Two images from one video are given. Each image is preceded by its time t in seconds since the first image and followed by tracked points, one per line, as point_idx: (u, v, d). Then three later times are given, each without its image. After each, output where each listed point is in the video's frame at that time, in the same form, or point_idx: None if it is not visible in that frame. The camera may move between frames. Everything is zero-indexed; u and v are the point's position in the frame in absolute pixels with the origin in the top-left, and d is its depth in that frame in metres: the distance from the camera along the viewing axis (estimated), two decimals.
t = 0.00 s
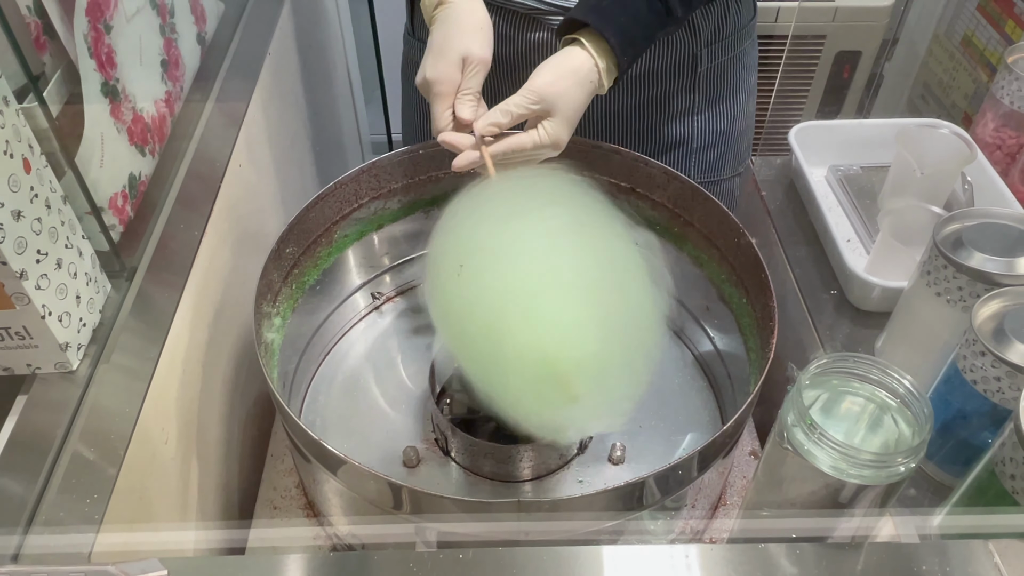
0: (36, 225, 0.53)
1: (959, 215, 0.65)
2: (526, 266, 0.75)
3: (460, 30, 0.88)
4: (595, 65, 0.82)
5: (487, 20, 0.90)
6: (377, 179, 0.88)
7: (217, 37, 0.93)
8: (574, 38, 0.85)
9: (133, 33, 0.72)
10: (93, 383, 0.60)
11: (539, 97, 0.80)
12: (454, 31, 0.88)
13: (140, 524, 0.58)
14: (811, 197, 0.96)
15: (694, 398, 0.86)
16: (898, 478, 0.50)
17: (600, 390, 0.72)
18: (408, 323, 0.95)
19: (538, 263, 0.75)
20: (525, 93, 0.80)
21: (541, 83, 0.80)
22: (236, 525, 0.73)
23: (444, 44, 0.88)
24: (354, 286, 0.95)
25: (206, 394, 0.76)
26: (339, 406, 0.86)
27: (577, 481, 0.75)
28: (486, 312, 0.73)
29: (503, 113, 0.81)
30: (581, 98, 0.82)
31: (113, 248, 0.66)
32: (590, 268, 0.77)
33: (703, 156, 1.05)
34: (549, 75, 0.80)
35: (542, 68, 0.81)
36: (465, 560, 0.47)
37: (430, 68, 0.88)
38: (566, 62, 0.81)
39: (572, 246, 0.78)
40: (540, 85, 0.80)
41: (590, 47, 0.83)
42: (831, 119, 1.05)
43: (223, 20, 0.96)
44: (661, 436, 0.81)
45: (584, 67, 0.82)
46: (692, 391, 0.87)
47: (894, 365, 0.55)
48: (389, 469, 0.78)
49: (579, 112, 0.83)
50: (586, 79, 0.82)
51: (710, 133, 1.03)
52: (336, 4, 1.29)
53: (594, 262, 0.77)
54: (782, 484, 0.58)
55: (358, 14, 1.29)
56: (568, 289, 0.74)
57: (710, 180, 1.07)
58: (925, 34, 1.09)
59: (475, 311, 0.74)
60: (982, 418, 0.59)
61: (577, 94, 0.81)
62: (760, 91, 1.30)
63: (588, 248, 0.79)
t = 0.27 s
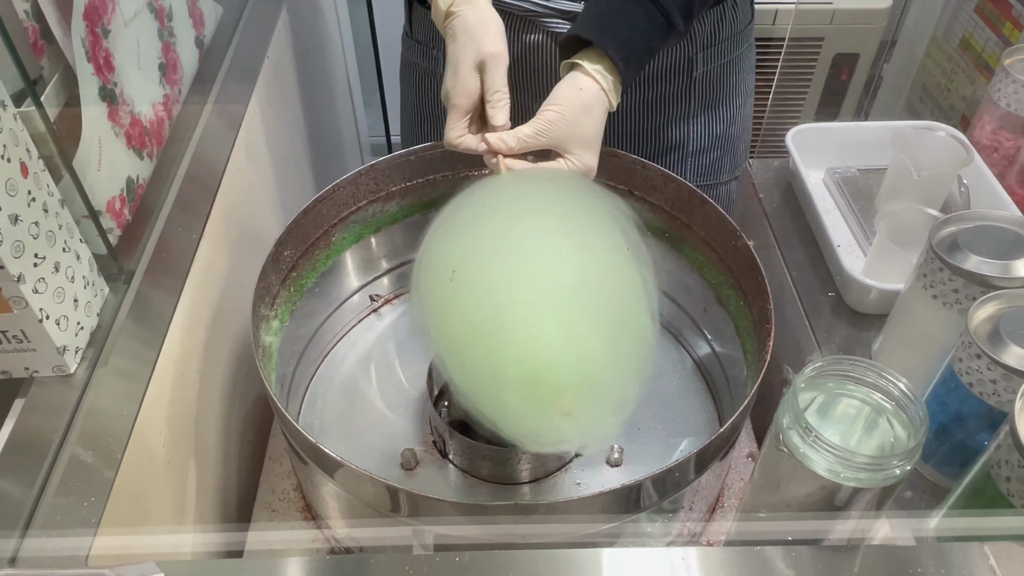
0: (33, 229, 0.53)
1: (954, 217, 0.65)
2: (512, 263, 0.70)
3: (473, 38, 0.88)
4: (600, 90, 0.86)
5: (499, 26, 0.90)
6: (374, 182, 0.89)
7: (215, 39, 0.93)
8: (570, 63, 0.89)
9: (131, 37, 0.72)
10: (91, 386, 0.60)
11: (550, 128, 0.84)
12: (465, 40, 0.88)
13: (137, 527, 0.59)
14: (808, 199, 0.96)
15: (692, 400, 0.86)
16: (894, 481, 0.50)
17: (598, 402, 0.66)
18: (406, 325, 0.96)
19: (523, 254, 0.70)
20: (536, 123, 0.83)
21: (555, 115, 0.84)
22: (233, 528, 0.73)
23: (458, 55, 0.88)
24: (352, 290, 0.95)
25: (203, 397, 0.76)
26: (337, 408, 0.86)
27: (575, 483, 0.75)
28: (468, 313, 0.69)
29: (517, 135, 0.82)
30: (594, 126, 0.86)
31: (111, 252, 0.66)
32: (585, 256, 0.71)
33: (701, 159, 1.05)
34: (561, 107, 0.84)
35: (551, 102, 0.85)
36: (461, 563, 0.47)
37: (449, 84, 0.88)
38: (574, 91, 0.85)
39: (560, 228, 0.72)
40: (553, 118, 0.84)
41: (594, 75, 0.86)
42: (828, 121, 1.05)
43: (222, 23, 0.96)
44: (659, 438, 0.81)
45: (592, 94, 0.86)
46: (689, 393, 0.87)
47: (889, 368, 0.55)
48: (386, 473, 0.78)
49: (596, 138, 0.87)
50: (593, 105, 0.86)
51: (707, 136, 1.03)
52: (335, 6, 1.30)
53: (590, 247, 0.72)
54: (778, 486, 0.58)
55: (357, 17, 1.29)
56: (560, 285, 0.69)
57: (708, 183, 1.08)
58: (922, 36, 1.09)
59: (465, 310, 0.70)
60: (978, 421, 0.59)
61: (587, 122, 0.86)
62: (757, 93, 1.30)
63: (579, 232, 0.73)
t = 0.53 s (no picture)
0: (29, 231, 0.53)
1: (952, 219, 0.65)
2: (513, 287, 0.73)
3: (472, 62, 0.88)
4: (617, 93, 0.86)
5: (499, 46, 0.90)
6: (372, 184, 0.88)
7: (213, 42, 0.93)
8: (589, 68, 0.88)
9: (128, 40, 0.72)
10: (87, 389, 0.60)
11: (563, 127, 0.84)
12: (464, 66, 0.89)
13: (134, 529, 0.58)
14: (805, 201, 0.96)
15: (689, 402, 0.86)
16: (891, 483, 0.50)
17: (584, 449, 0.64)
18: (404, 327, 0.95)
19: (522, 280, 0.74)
20: (552, 123, 0.84)
21: (569, 112, 0.84)
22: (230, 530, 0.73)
23: (458, 77, 0.89)
24: (349, 291, 0.95)
25: (200, 399, 0.76)
26: (335, 411, 0.86)
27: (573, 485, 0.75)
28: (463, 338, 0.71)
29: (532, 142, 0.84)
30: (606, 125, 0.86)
31: (108, 254, 0.66)
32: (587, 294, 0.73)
33: (699, 161, 1.05)
34: (577, 104, 0.84)
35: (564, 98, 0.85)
36: (456, 565, 0.47)
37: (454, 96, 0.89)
38: (590, 93, 0.84)
39: (567, 267, 0.75)
40: (565, 115, 0.84)
41: (611, 77, 0.86)
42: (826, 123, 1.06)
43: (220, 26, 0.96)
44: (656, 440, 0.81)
45: (608, 96, 0.85)
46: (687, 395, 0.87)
47: (885, 370, 0.55)
48: (384, 475, 0.78)
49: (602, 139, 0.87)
50: (609, 107, 0.85)
51: (705, 138, 1.04)
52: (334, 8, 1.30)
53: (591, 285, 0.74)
54: (775, 488, 0.58)
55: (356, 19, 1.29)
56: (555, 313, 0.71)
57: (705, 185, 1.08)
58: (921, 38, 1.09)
59: (453, 339, 0.72)
60: (975, 423, 0.59)
61: (602, 123, 0.85)
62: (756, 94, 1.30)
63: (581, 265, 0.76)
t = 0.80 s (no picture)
0: (27, 231, 0.53)
1: (950, 219, 0.65)
2: (545, 292, 0.69)
3: (484, 67, 0.88)
4: (620, 108, 0.86)
5: (510, 48, 0.89)
6: (371, 184, 0.88)
7: (212, 43, 0.93)
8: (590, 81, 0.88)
9: (126, 40, 0.72)
10: (85, 388, 0.60)
11: (572, 152, 0.85)
12: (478, 67, 0.89)
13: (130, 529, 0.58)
14: (805, 201, 0.96)
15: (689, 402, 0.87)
16: (889, 483, 0.50)
17: (625, 459, 0.61)
18: (403, 327, 0.96)
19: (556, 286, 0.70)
20: (555, 148, 0.85)
21: (575, 137, 0.84)
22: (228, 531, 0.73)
23: (472, 84, 0.89)
24: (348, 291, 0.95)
25: (199, 399, 0.76)
26: (334, 411, 0.86)
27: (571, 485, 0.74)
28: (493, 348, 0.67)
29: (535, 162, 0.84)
30: (616, 147, 0.86)
31: (106, 254, 0.66)
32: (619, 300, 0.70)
33: (698, 162, 1.05)
34: (581, 128, 0.85)
35: (570, 123, 0.86)
36: (453, 565, 0.47)
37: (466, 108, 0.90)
38: (592, 114, 0.85)
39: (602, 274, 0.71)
40: (572, 140, 0.84)
41: (617, 96, 0.86)
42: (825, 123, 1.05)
43: (219, 26, 0.96)
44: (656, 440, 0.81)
45: (612, 114, 0.85)
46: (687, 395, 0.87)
47: (883, 370, 0.55)
48: (383, 475, 0.78)
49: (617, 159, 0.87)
50: (614, 124, 0.85)
51: (705, 139, 1.03)
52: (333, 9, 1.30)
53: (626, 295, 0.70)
54: (774, 486, 0.58)
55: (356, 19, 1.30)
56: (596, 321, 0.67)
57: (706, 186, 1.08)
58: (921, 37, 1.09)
59: (481, 347, 0.68)
60: (973, 423, 0.59)
61: (609, 143, 0.86)
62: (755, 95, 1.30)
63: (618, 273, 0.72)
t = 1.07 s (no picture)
0: (26, 230, 0.53)
1: (948, 218, 0.65)
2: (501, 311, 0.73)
3: (479, 69, 0.88)
4: (614, 95, 0.85)
5: (505, 52, 0.90)
6: (370, 184, 0.89)
7: (211, 43, 0.94)
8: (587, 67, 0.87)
9: (126, 40, 0.72)
10: (84, 387, 0.60)
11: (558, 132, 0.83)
12: (473, 67, 0.89)
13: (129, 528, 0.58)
14: (803, 201, 0.96)
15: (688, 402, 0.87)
16: (887, 481, 0.50)
17: (574, 455, 0.63)
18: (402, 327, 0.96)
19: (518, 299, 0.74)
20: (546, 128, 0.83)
21: (563, 117, 0.83)
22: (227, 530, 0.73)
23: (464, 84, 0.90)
24: (347, 291, 0.95)
25: (198, 398, 0.76)
26: (333, 411, 0.86)
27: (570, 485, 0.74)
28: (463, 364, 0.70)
29: (530, 149, 0.84)
30: (602, 130, 0.85)
31: (105, 253, 0.66)
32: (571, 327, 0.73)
33: (698, 163, 1.05)
34: (572, 107, 0.83)
35: (561, 103, 0.84)
36: (451, 564, 0.47)
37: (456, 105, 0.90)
38: (584, 96, 0.84)
39: (563, 284, 0.75)
40: (561, 120, 0.83)
41: (608, 78, 0.85)
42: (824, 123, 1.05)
43: (218, 26, 0.96)
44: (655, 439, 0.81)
45: (605, 97, 0.84)
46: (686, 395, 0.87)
47: (881, 368, 0.55)
48: (382, 475, 0.78)
49: (599, 142, 0.86)
50: (606, 108, 0.84)
51: (704, 139, 1.04)
52: (334, 9, 1.30)
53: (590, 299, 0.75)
54: (772, 485, 0.58)
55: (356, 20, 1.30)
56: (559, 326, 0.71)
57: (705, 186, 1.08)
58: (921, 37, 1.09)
59: (449, 364, 0.71)
60: (971, 422, 0.59)
61: (600, 125, 0.84)
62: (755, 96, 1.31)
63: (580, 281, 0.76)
